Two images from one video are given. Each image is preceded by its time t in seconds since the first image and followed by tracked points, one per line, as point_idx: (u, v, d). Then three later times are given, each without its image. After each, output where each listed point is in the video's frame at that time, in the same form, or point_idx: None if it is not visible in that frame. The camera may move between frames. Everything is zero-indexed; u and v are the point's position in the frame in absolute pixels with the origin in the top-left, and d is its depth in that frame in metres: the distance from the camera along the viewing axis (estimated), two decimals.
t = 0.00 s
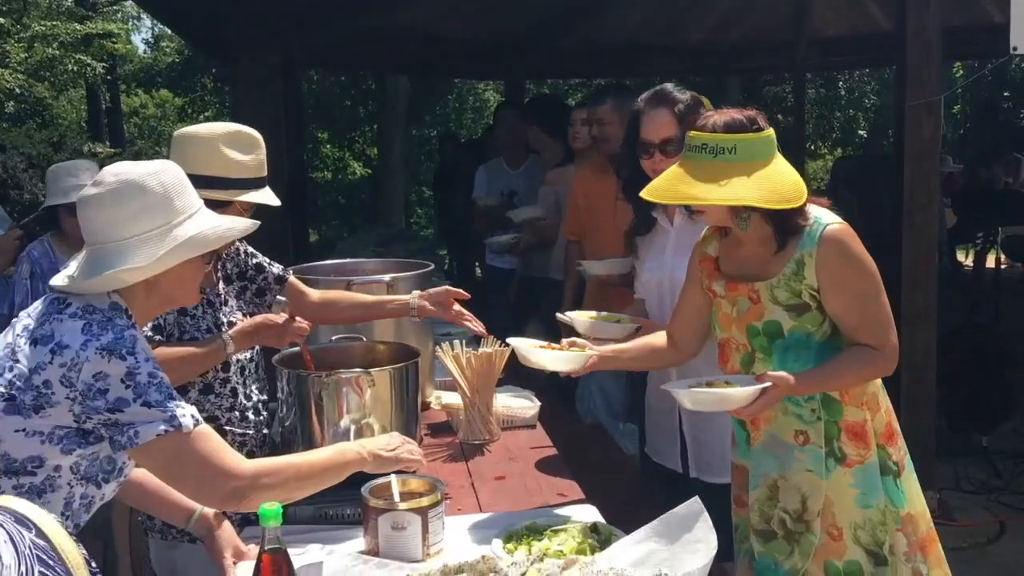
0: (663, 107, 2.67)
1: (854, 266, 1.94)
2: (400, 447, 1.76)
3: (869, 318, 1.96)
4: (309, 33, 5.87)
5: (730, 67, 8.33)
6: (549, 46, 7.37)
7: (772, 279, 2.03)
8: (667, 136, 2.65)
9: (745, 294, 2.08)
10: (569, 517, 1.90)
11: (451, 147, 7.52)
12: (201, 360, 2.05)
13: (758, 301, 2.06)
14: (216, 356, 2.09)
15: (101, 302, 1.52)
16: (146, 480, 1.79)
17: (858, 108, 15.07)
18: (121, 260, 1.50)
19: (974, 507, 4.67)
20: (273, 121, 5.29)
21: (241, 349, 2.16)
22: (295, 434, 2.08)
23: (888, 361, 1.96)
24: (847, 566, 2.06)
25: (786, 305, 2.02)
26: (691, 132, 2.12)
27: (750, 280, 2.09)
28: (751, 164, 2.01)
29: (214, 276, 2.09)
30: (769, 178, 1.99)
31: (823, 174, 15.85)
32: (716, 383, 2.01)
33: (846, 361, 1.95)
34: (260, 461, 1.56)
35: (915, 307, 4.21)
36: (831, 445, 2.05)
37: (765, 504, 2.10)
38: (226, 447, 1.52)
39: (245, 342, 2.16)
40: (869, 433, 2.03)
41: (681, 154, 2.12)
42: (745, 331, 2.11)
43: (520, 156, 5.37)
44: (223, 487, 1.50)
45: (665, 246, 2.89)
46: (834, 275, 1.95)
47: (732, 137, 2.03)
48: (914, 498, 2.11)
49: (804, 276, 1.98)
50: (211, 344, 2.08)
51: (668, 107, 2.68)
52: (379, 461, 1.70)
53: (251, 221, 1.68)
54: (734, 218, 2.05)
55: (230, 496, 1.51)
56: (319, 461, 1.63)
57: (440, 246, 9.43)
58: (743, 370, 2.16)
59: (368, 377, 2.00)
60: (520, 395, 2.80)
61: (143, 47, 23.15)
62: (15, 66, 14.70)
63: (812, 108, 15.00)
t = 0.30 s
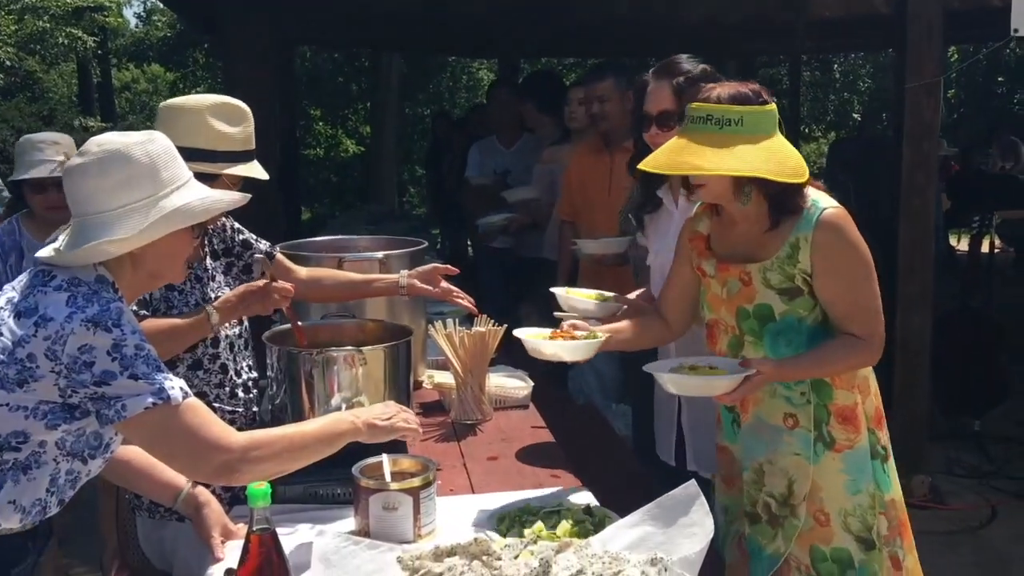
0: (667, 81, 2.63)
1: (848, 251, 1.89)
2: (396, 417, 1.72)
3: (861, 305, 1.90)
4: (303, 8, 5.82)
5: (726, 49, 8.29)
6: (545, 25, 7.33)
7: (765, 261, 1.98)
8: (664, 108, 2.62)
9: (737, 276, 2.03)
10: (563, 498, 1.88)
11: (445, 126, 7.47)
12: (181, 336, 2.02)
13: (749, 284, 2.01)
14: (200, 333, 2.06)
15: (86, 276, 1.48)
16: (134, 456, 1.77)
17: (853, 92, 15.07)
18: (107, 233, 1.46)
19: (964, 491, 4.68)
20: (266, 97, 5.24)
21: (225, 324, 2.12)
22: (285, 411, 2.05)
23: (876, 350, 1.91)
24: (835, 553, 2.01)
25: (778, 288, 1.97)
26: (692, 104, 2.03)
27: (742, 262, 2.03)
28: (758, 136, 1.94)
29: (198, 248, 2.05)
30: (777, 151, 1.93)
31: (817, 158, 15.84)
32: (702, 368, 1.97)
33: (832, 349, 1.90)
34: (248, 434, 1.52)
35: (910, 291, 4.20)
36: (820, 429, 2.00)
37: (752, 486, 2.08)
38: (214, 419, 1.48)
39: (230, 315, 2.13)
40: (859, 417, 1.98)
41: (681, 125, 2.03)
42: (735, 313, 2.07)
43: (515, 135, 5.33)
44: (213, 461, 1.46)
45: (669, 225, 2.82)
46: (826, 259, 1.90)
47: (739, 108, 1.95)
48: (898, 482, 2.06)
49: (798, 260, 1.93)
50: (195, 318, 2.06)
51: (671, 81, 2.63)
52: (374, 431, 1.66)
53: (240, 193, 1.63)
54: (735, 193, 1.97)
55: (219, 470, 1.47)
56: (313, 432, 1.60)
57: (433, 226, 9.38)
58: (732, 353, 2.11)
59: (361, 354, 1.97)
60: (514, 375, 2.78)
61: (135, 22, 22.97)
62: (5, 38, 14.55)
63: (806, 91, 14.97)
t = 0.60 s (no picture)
0: (677, 53, 2.52)
1: (881, 246, 1.84)
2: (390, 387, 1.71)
3: (887, 303, 1.85)
4: None
5: (720, 31, 8.24)
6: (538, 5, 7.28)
7: (796, 246, 1.93)
8: (680, 85, 2.49)
9: (763, 259, 1.98)
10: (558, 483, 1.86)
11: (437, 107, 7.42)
12: (170, 317, 1.98)
13: (775, 268, 1.96)
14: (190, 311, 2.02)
15: (72, 251, 1.45)
16: (122, 438, 1.74)
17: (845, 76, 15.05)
18: (91, 207, 1.42)
19: (955, 476, 4.70)
20: (257, 75, 5.19)
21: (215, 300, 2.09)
22: (277, 391, 2.02)
23: (891, 353, 1.86)
24: (829, 549, 1.96)
25: (806, 276, 1.92)
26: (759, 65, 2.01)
27: (769, 245, 1.99)
28: (818, 108, 1.90)
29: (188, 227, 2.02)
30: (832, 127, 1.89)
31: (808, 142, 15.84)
32: (712, 352, 1.94)
33: (849, 345, 1.85)
34: (235, 410, 1.49)
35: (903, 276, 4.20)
36: (828, 425, 1.95)
37: (750, 473, 2.04)
38: (202, 395, 1.45)
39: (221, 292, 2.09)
40: (870, 417, 1.93)
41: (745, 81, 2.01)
42: (756, 297, 2.02)
43: (508, 116, 5.30)
44: (201, 437, 1.43)
45: (676, 210, 2.69)
46: (858, 252, 1.85)
47: (806, 76, 1.93)
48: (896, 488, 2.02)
49: (830, 249, 1.87)
50: (183, 297, 2.02)
51: (682, 53, 2.52)
52: (368, 403, 1.64)
53: (228, 166, 1.59)
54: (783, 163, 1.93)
55: (208, 448, 1.44)
56: (299, 404, 1.57)
57: (423, 207, 9.32)
58: (749, 337, 2.06)
59: (355, 335, 1.94)
60: (507, 358, 2.76)
61: None
62: None
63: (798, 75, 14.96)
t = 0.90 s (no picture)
0: (671, 48, 2.47)
1: (959, 249, 1.78)
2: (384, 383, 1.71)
3: (962, 309, 1.79)
4: None
5: (714, 23, 8.21)
6: None
7: (868, 246, 1.86)
8: (672, 81, 2.46)
9: (829, 257, 1.91)
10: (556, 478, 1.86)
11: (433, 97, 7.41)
12: (167, 311, 1.97)
13: (843, 267, 1.89)
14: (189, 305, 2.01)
15: (65, 242, 1.43)
16: (123, 430, 1.74)
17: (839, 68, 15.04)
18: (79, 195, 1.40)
19: (950, 471, 4.71)
20: (251, 64, 5.18)
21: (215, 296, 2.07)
22: (275, 384, 2.02)
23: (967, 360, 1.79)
24: (870, 557, 1.91)
25: (877, 277, 1.85)
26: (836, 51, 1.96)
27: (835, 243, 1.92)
28: (895, 102, 1.86)
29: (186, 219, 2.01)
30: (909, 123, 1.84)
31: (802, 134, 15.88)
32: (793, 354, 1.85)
33: (923, 348, 1.78)
34: (228, 406, 1.48)
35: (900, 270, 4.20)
36: (885, 433, 1.89)
37: (799, 477, 1.96)
38: (195, 391, 1.45)
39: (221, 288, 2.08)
40: (929, 428, 1.87)
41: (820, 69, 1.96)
42: (819, 298, 1.94)
43: (503, 107, 5.29)
44: (191, 434, 1.42)
45: (670, 207, 2.66)
46: (935, 252, 1.79)
47: (884, 68, 1.88)
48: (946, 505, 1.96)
49: (905, 249, 1.81)
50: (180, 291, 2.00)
51: (676, 50, 2.47)
52: (363, 398, 1.64)
53: (219, 151, 1.56)
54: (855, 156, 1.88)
55: (197, 446, 1.43)
56: (288, 401, 1.55)
57: (417, 198, 9.30)
58: (808, 339, 1.98)
59: (354, 329, 1.94)
60: (504, 351, 2.76)
61: None
62: None
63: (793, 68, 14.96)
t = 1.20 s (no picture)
0: (662, 51, 2.40)
1: (1012, 250, 1.72)
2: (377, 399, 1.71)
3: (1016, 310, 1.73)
4: None
5: (714, 25, 8.22)
6: None
7: (915, 251, 1.80)
8: (657, 80, 2.39)
9: (873, 266, 1.84)
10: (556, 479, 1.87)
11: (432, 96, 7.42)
12: (170, 314, 1.98)
13: (888, 275, 1.82)
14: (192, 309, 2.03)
15: (72, 246, 1.44)
16: (125, 432, 1.75)
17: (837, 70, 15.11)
18: (93, 202, 1.41)
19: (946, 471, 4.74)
20: (251, 65, 5.18)
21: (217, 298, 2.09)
22: (277, 384, 2.03)
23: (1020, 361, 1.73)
24: None
25: (924, 282, 1.80)
26: (850, 75, 1.81)
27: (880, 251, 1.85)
28: (934, 114, 1.76)
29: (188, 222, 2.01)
30: (955, 130, 1.76)
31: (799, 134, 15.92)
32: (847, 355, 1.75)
33: (981, 353, 1.70)
34: (231, 413, 1.49)
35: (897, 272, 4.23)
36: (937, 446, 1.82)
37: (871, 499, 1.87)
38: (200, 397, 1.46)
39: (221, 289, 2.10)
40: (973, 437, 1.83)
41: (840, 97, 1.82)
42: (863, 307, 1.87)
43: (503, 108, 5.30)
44: (194, 440, 1.43)
45: (664, 212, 2.58)
46: (986, 253, 1.73)
47: (914, 81, 1.75)
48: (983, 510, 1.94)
49: (954, 251, 1.76)
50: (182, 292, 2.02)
51: (668, 53, 2.40)
52: (356, 413, 1.64)
53: (229, 158, 1.58)
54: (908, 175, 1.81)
55: (201, 452, 1.44)
56: (289, 410, 1.56)
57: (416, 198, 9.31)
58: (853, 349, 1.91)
59: (354, 330, 1.95)
60: (504, 351, 2.77)
61: None
62: None
63: (792, 68, 14.98)
